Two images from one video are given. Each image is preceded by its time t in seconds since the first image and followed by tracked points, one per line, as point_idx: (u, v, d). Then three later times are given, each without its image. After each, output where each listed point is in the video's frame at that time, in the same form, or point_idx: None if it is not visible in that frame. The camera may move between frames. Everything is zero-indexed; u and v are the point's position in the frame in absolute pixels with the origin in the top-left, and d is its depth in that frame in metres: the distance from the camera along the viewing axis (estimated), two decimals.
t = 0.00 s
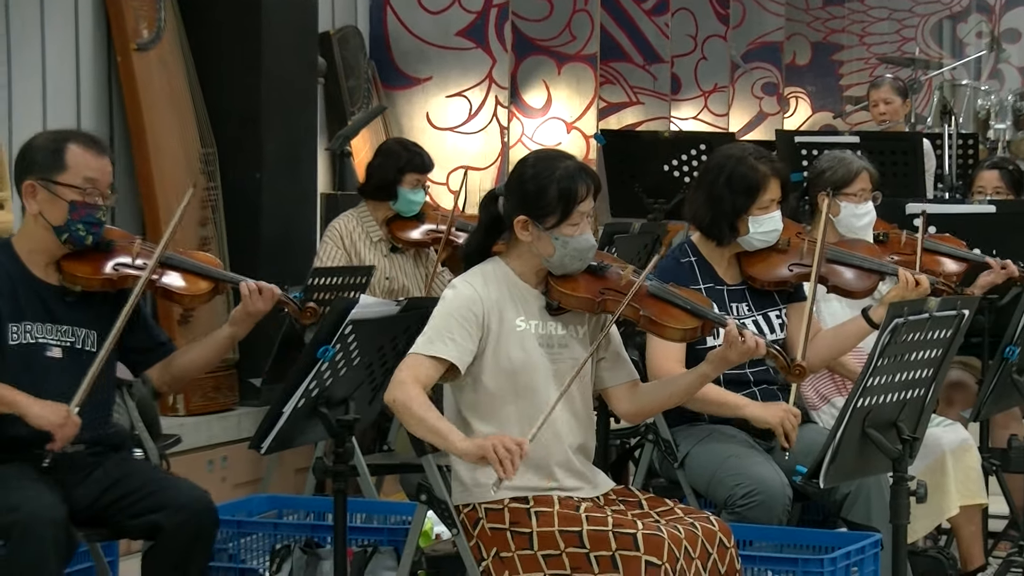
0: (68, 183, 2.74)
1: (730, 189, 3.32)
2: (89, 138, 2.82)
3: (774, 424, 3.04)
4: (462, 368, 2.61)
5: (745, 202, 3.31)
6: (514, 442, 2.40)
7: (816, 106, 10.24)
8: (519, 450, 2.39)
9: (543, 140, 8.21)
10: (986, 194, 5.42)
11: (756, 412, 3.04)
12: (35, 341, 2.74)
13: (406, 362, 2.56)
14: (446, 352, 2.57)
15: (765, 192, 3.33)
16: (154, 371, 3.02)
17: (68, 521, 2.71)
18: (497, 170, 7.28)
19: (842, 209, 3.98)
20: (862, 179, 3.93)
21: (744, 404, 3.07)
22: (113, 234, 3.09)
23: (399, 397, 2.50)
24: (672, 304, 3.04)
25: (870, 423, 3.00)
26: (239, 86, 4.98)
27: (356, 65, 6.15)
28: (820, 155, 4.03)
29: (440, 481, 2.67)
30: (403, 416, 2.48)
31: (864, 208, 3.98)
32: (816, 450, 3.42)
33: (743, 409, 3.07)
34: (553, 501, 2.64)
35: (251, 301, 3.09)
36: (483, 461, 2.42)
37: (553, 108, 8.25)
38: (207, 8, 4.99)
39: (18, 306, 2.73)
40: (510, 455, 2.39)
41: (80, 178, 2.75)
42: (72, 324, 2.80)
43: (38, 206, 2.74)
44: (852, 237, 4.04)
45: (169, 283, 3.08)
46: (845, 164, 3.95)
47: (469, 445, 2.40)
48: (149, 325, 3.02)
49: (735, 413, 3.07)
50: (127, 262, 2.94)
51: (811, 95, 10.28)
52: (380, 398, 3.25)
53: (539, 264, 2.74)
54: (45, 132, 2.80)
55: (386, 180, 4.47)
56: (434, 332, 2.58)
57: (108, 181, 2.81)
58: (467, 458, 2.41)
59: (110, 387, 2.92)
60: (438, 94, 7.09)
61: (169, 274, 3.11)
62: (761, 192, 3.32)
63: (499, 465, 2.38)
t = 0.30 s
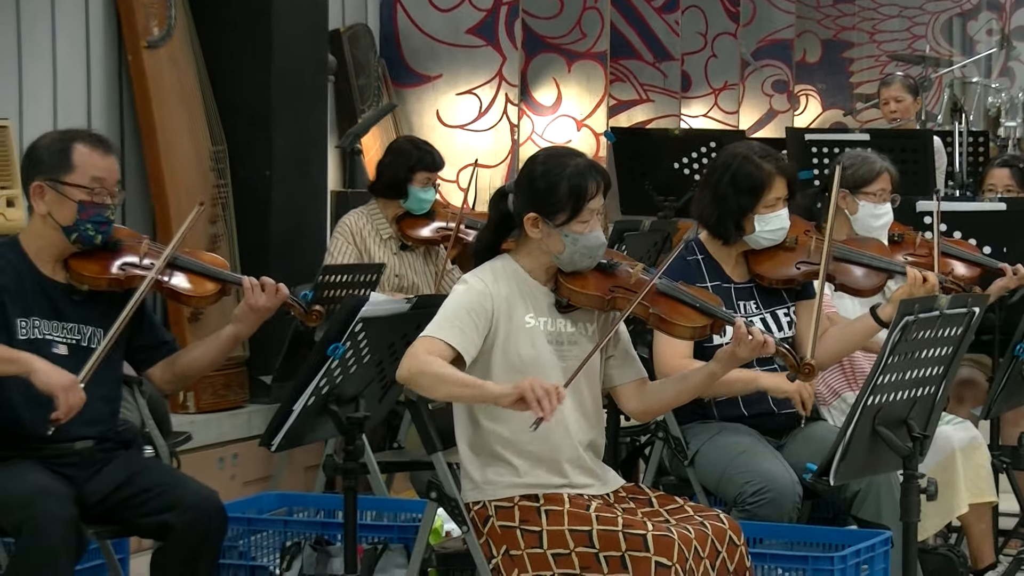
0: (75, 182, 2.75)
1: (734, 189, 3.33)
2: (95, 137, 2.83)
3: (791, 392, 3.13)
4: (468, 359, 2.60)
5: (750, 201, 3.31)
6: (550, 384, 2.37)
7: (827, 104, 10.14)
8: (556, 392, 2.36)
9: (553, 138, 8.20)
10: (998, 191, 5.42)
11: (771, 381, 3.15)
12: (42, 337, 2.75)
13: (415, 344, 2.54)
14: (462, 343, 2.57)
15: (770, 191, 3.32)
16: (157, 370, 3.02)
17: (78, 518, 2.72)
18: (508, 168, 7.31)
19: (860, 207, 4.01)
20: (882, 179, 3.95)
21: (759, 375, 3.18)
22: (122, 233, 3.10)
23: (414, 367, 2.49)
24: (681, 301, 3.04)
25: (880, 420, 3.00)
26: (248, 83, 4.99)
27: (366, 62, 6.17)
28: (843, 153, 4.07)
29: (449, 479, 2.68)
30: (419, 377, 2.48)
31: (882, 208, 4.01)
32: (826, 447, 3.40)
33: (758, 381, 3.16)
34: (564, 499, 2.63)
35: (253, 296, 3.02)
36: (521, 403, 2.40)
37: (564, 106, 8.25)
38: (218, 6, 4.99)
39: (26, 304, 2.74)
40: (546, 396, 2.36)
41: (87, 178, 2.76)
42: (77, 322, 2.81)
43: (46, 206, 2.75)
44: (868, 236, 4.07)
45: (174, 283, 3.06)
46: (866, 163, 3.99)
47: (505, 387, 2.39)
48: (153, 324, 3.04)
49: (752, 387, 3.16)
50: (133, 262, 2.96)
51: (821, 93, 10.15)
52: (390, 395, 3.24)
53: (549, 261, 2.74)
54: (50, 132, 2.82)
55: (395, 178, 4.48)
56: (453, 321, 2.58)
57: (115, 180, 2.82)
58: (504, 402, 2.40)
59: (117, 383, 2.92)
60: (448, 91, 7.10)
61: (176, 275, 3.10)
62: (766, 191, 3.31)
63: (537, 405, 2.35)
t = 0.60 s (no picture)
0: (85, 187, 2.73)
1: (739, 187, 3.33)
2: (105, 138, 2.79)
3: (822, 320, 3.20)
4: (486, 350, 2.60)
5: (753, 198, 3.31)
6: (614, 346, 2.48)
7: (835, 96, 10.19)
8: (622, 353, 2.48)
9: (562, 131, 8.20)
10: (1007, 183, 5.41)
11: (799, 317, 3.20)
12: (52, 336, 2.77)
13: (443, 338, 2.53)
14: (484, 333, 2.57)
15: (774, 186, 3.32)
16: (167, 369, 3.02)
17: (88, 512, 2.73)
18: (516, 162, 7.34)
19: (882, 201, 4.00)
20: (905, 174, 3.95)
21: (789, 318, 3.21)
22: (132, 232, 3.12)
23: (460, 355, 2.50)
24: (691, 295, 3.04)
25: (889, 413, 3.00)
26: (255, 78, 5.01)
27: (375, 55, 6.17)
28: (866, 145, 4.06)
29: (459, 473, 2.72)
30: (474, 365, 2.49)
31: (905, 203, 4.01)
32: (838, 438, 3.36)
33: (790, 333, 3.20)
34: (573, 492, 2.64)
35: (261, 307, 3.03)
36: (585, 361, 2.48)
37: (573, 99, 8.25)
38: (223, 7, 5.04)
39: (36, 302, 2.77)
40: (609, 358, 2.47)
41: (97, 182, 2.74)
42: (87, 321, 2.83)
43: (57, 211, 2.74)
44: (887, 232, 4.07)
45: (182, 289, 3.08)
46: (890, 157, 3.98)
47: (574, 342, 2.46)
48: (164, 324, 3.03)
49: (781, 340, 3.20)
50: (146, 262, 2.98)
51: (830, 85, 10.23)
52: (398, 388, 3.24)
53: (555, 254, 2.73)
54: (61, 133, 2.78)
55: (402, 173, 4.47)
56: (472, 312, 2.57)
57: (124, 182, 2.79)
58: (573, 357, 2.46)
59: (128, 380, 2.93)
60: (456, 84, 7.10)
61: (184, 279, 3.11)
62: (770, 187, 3.31)
63: (603, 365, 2.46)
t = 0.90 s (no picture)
0: (95, 189, 2.74)
1: (748, 181, 3.33)
2: (112, 136, 2.80)
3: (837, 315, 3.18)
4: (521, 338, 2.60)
5: (763, 193, 3.31)
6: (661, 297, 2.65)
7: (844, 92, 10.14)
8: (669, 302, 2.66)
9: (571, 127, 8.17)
10: (1017, 179, 5.39)
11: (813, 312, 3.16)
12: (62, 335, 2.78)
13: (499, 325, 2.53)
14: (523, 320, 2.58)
15: (785, 182, 3.31)
16: (178, 366, 3.03)
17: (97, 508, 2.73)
18: (524, 157, 7.39)
19: (898, 198, 3.98)
20: (922, 172, 3.89)
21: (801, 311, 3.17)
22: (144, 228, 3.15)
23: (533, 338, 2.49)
24: (698, 290, 3.04)
25: (897, 409, 2.99)
26: (264, 74, 5.02)
27: (383, 51, 6.17)
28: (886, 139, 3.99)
29: (467, 468, 2.71)
30: (553, 344, 2.48)
31: (921, 201, 3.97)
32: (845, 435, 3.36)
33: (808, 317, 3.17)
34: (581, 488, 2.64)
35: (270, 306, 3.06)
36: (634, 313, 2.61)
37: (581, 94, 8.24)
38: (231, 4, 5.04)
39: (46, 300, 2.77)
40: (655, 308, 2.64)
41: (106, 183, 2.74)
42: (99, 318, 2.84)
43: (68, 213, 2.74)
44: (902, 228, 4.04)
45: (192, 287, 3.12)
46: (908, 154, 3.91)
47: (630, 293, 2.59)
48: (178, 320, 3.05)
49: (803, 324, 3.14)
50: (158, 258, 3.02)
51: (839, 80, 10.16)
52: (406, 384, 3.22)
53: (562, 249, 2.73)
54: (71, 133, 2.80)
55: (407, 168, 4.48)
56: (495, 296, 2.58)
57: (135, 183, 2.79)
58: (628, 308, 2.59)
59: (139, 377, 2.94)
60: (464, 80, 7.10)
61: (194, 276, 3.15)
62: (780, 182, 3.31)
63: (655, 314, 2.63)
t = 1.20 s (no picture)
0: (115, 194, 2.74)
1: (759, 176, 3.32)
2: (127, 136, 2.81)
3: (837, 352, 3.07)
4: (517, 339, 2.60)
5: (774, 187, 3.31)
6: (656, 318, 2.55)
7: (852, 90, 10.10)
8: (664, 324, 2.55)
9: (579, 125, 8.17)
10: None
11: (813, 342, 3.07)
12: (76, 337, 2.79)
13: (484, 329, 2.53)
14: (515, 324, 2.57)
15: (796, 177, 3.31)
16: (193, 369, 3.05)
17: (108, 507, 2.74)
18: (532, 155, 7.37)
19: (900, 194, 3.99)
20: (923, 168, 3.94)
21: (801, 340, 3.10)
22: (162, 233, 3.10)
23: (513, 347, 2.48)
24: (708, 288, 3.04)
25: (906, 407, 2.99)
26: (273, 73, 5.02)
27: (391, 49, 6.18)
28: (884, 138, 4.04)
29: (475, 466, 2.70)
30: (534, 355, 2.47)
31: (923, 196, 3.98)
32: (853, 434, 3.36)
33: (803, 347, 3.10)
34: (590, 486, 2.64)
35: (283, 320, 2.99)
36: (628, 335, 2.53)
37: (590, 92, 8.25)
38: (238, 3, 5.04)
39: (59, 301, 2.78)
40: (649, 331, 2.53)
41: (127, 189, 2.74)
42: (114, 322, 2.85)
43: (88, 216, 2.75)
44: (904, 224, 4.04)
45: (206, 295, 3.04)
46: (908, 150, 3.96)
47: (620, 317, 2.51)
48: (193, 325, 3.06)
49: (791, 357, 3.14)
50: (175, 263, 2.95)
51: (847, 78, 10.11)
52: (414, 381, 3.24)
53: (573, 248, 2.73)
54: (93, 136, 2.80)
55: (415, 167, 4.49)
56: (492, 300, 2.57)
57: (156, 189, 2.80)
58: (620, 331, 2.51)
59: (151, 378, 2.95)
60: (473, 77, 7.11)
61: (207, 284, 3.06)
62: (792, 178, 3.31)
63: (648, 337, 2.53)
